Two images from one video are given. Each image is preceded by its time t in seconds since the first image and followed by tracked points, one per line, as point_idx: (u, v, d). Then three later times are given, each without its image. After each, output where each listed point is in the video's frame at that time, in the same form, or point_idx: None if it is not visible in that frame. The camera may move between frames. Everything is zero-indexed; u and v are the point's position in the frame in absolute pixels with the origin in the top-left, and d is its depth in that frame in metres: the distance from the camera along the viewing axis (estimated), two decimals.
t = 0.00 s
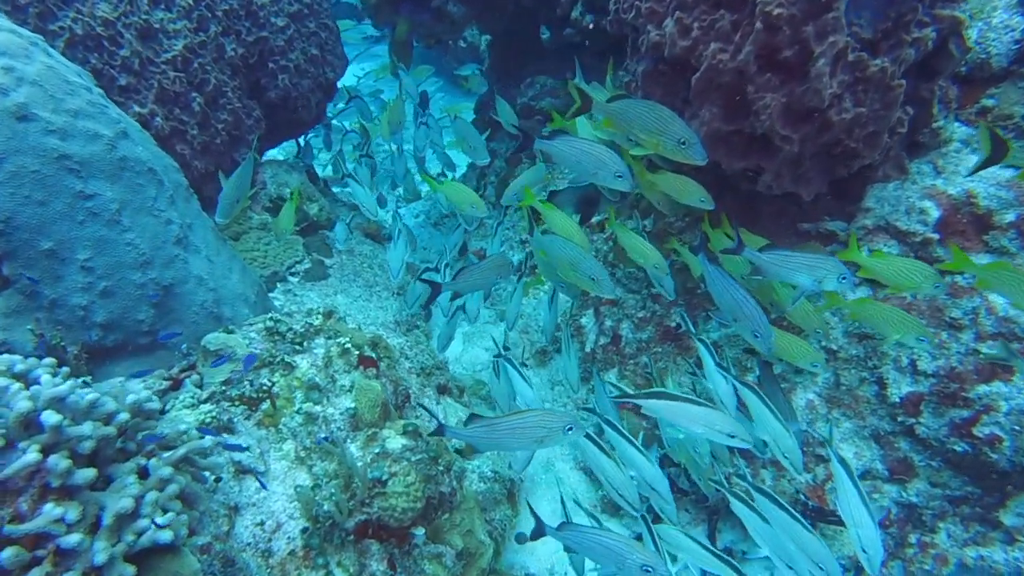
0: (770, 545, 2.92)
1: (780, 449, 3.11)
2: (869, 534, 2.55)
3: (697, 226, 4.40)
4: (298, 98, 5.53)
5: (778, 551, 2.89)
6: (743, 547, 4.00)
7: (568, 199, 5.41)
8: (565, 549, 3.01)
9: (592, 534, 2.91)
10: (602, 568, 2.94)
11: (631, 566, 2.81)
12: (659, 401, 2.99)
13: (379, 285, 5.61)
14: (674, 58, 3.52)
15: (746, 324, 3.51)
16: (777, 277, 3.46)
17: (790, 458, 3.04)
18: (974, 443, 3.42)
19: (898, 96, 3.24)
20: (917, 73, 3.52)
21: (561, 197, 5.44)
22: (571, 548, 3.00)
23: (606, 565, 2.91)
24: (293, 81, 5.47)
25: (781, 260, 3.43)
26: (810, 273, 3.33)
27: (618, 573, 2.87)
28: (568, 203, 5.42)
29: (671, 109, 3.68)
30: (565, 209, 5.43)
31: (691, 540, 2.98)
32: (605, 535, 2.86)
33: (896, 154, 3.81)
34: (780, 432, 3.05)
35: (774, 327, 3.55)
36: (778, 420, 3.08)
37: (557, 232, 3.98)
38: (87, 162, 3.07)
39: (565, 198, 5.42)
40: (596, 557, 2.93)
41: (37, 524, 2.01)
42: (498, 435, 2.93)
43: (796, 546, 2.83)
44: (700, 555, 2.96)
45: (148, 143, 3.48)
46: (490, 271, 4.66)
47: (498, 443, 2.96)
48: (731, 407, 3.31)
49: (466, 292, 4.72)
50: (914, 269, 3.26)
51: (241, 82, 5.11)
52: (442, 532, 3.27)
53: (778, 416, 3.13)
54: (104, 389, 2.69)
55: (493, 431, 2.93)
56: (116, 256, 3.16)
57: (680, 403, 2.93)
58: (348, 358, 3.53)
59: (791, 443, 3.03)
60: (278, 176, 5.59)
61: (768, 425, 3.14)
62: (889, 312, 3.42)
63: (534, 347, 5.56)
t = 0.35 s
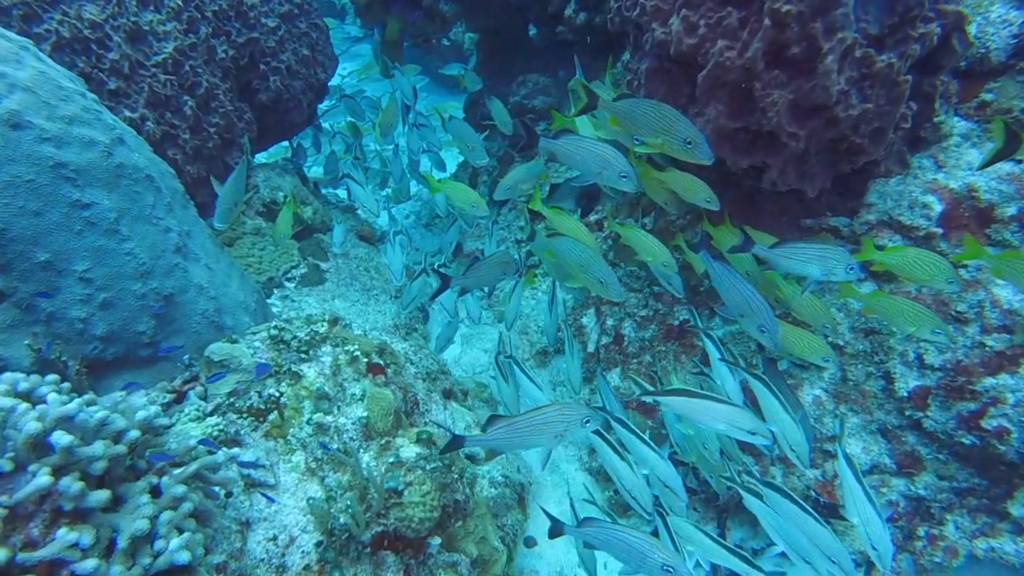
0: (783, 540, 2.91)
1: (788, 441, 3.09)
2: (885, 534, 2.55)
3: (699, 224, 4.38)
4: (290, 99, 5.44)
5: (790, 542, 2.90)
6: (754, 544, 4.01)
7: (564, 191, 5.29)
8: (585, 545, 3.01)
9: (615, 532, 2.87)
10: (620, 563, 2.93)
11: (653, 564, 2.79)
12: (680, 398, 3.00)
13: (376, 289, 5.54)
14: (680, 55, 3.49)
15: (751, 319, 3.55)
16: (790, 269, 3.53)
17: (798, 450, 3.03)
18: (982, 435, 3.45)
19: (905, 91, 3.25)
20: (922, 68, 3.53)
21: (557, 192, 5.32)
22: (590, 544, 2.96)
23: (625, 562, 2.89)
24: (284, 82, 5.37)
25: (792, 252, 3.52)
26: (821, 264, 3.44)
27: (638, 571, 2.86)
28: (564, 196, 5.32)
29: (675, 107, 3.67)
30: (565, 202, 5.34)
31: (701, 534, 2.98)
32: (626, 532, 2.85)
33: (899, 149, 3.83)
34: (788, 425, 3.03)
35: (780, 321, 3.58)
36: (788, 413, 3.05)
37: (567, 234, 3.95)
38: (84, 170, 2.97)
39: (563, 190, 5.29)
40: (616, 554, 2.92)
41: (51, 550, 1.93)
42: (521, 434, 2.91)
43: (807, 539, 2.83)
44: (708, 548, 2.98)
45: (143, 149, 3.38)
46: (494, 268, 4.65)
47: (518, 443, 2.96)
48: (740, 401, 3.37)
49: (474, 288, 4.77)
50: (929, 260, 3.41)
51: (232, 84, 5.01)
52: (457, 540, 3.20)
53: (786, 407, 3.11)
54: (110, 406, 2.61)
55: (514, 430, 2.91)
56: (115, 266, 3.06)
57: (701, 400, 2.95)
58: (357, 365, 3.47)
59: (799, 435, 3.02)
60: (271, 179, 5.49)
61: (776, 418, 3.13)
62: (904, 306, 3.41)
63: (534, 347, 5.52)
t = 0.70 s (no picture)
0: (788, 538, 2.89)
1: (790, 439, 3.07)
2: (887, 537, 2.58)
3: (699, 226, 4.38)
4: (282, 102, 5.38)
5: (795, 540, 2.86)
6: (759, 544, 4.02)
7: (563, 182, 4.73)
8: (601, 542, 3.05)
9: (630, 532, 2.90)
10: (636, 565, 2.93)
11: (668, 567, 2.77)
12: (693, 398, 3.03)
13: (372, 294, 5.48)
14: (683, 57, 3.49)
15: (751, 318, 3.54)
16: (792, 265, 3.55)
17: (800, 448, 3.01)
18: (984, 433, 3.49)
19: (907, 93, 3.27)
20: (921, 70, 3.57)
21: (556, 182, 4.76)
22: (607, 542, 3.01)
23: (641, 564, 2.89)
24: (277, 86, 5.30)
25: (796, 248, 3.54)
26: (824, 259, 3.46)
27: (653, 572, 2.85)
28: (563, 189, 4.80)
29: (678, 109, 3.67)
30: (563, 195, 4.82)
31: (705, 529, 3.00)
32: (641, 533, 2.85)
33: (897, 150, 3.85)
34: (790, 422, 3.02)
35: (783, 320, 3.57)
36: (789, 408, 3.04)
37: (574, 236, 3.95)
38: (80, 178, 2.89)
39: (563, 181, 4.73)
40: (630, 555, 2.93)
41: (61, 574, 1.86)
42: (534, 433, 2.93)
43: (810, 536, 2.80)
44: (714, 545, 2.98)
45: (139, 155, 3.30)
46: (496, 267, 4.66)
47: (533, 442, 2.97)
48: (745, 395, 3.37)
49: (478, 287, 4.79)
50: (939, 260, 3.38)
51: (224, 88, 4.93)
52: (467, 549, 3.15)
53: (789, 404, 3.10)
54: (114, 420, 2.54)
55: (528, 430, 2.93)
56: (114, 276, 2.99)
57: (715, 400, 2.97)
58: (363, 373, 3.43)
59: (802, 432, 3.01)
60: (263, 183, 5.40)
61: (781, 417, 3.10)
62: (913, 305, 3.44)
63: (533, 351, 5.48)
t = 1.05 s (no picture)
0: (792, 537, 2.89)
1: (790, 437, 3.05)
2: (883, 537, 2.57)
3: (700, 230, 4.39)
4: (275, 107, 5.32)
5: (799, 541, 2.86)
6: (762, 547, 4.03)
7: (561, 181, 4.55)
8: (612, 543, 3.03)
9: (642, 534, 2.88)
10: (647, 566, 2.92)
11: (681, 570, 2.76)
12: (703, 398, 3.02)
13: (369, 301, 5.42)
14: (686, 63, 3.50)
15: (753, 320, 3.52)
16: (793, 264, 3.57)
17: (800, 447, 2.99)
18: (984, 434, 3.53)
19: (908, 99, 3.30)
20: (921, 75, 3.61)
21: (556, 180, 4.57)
22: (618, 542, 3.00)
23: (653, 565, 2.88)
24: (269, 90, 5.23)
25: (798, 248, 3.55)
26: (824, 259, 3.48)
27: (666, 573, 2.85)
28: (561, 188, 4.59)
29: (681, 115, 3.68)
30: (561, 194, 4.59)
31: (708, 528, 2.92)
32: (655, 536, 2.83)
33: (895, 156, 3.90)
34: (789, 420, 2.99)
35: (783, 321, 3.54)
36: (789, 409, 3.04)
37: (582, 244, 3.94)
38: (77, 187, 2.81)
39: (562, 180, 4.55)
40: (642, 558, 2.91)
41: None
42: (546, 434, 2.92)
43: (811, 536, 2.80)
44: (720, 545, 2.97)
45: (136, 162, 3.22)
46: (499, 269, 4.63)
47: (545, 441, 2.96)
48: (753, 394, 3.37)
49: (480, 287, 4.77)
50: (948, 265, 3.38)
51: (216, 93, 4.85)
52: (476, 559, 3.10)
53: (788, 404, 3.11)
54: (117, 436, 2.47)
55: (541, 430, 2.92)
56: (112, 287, 2.91)
57: (726, 399, 2.96)
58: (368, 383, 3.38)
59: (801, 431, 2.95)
60: (256, 189, 5.32)
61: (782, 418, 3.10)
62: (919, 306, 3.50)
63: (530, 356, 5.45)
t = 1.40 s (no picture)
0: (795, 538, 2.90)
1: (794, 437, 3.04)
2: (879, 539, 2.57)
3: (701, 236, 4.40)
4: (270, 112, 5.28)
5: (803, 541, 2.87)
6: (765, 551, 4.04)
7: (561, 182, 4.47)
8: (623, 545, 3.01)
9: (654, 536, 2.86)
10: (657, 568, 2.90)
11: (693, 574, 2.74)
12: (712, 398, 3.01)
13: (366, 308, 5.36)
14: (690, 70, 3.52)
15: (755, 324, 3.52)
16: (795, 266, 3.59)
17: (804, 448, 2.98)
18: (983, 435, 3.57)
19: (909, 106, 3.34)
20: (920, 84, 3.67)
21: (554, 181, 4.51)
22: (627, 544, 2.98)
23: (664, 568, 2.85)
24: (263, 95, 5.18)
25: (800, 249, 3.56)
26: (828, 262, 3.50)
27: None
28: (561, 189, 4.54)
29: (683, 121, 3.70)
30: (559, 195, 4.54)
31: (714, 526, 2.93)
32: (666, 538, 2.81)
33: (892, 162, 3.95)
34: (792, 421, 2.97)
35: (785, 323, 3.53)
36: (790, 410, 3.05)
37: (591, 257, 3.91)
38: (76, 194, 2.74)
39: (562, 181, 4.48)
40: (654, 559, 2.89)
41: None
42: (558, 433, 2.90)
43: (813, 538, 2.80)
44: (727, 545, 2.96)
45: (134, 169, 3.15)
46: (502, 270, 4.59)
47: (555, 441, 2.94)
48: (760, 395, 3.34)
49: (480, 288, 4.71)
50: (954, 269, 3.39)
51: (210, 98, 4.80)
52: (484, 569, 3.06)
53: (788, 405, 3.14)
54: (121, 450, 2.40)
55: (553, 429, 2.90)
56: (112, 297, 2.84)
57: (733, 399, 2.93)
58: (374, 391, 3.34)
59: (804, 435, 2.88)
60: (249, 194, 5.25)
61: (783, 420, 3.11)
62: (923, 310, 3.51)
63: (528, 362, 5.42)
